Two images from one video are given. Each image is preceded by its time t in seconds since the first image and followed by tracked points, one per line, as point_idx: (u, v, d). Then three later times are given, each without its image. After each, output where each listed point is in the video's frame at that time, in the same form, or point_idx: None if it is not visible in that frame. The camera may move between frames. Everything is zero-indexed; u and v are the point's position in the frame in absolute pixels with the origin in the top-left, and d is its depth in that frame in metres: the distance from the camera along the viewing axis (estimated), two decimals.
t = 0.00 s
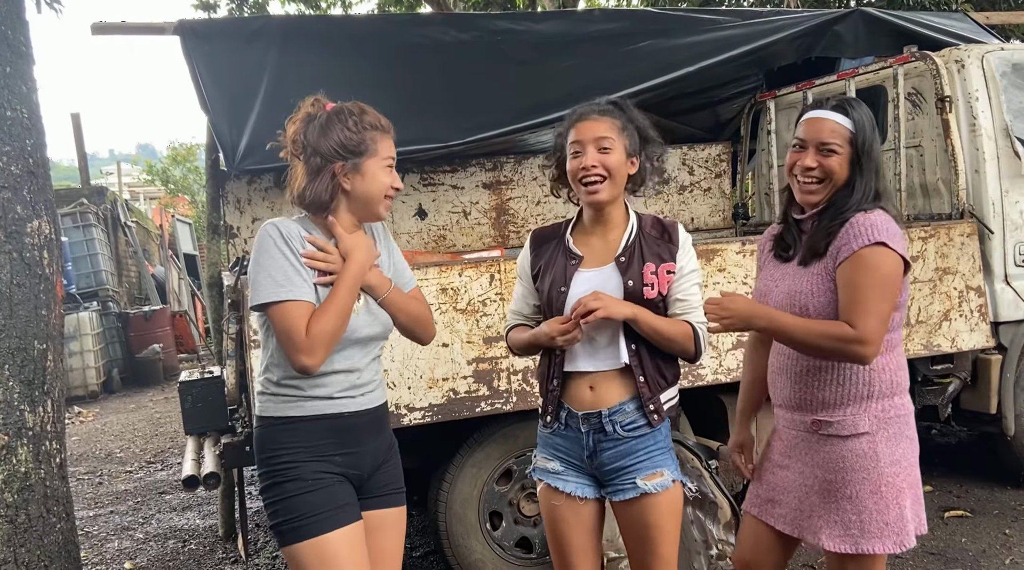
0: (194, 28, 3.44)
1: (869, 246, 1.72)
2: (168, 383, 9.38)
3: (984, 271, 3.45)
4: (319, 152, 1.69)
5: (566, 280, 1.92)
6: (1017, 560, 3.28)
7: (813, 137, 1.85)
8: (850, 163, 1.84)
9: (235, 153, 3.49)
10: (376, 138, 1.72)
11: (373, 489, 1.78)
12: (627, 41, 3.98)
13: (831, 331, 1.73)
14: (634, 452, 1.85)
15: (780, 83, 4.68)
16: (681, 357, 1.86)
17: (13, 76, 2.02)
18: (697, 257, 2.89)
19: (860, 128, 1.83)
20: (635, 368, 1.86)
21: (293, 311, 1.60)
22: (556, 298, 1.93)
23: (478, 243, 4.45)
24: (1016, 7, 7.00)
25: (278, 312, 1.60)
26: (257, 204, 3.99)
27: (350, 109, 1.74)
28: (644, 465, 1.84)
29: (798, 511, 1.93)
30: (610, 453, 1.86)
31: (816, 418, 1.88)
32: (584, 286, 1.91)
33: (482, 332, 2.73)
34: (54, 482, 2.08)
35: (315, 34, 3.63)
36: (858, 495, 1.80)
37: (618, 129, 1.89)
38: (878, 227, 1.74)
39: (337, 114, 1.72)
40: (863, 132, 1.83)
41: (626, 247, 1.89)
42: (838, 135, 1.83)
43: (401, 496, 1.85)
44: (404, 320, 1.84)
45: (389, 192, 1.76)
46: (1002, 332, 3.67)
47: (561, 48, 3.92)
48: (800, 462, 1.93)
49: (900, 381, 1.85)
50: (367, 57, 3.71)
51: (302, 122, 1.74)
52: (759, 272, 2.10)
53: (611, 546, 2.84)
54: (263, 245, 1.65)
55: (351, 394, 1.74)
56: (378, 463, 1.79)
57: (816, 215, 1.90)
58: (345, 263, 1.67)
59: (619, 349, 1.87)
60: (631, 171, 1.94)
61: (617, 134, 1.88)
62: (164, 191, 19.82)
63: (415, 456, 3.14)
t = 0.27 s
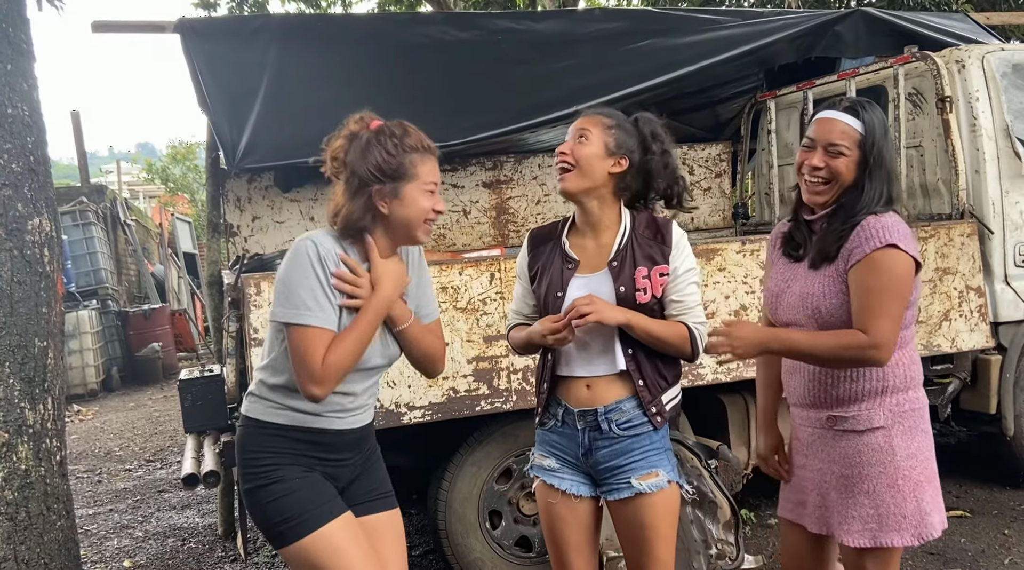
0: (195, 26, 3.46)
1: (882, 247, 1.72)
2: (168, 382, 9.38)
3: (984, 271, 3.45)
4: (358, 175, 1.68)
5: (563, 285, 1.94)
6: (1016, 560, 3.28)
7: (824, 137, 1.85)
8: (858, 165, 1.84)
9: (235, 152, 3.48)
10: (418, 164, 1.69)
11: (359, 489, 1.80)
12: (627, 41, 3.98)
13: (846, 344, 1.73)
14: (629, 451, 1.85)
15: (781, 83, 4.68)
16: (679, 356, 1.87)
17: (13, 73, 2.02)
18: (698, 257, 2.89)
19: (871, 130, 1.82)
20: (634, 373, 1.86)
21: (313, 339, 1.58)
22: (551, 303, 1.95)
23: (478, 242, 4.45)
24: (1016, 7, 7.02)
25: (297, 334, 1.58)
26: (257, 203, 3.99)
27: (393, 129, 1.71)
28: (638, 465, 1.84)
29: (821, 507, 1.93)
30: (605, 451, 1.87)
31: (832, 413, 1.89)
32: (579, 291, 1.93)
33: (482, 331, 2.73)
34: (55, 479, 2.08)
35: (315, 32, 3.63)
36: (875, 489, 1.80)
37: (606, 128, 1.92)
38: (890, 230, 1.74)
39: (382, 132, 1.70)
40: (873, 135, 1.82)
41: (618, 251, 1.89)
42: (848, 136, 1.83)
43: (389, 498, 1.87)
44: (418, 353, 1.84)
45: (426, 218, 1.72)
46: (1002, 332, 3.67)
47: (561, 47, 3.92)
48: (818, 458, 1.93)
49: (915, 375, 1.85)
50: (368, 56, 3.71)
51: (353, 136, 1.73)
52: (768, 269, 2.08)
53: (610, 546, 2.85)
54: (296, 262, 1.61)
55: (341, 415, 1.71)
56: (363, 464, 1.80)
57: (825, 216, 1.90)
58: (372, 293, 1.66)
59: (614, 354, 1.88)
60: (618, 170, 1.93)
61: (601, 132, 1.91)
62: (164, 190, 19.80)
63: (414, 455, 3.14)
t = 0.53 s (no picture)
0: (195, 24, 3.46)
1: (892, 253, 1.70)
2: (167, 380, 9.38)
3: (984, 271, 3.45)
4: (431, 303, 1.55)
5: (561, 279, 1.95)
6: (1015, 560, 3.29)
7: (831, 141, 1.88)
8: (863, 168, 1.85)
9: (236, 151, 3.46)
10: (491, 313, 1.55)
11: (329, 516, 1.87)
12: (627, 40, 3.99)
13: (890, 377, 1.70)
14: (629, 450, 1.86)
15: (781, 83, 4.68)
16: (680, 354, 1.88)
17: (14, 71, 2.02)
18: (697, 256, 2.89)
19: (875, 133, 1.83)
20: (630, 368, 1.87)
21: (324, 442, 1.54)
22: (551, 296, 1.96)
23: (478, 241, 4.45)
24: (1016, 8, 7.03)
25: (307, 434, 1.53)
26: (258, 201, 3.99)
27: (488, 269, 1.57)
28: (638, 463, 1.85)
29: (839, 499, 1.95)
30: (605, 450, 1.87)
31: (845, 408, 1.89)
32: (578, 285, 1.93)
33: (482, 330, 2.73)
34: (54, 477, 2.08)
35: (315, 31, 3.63)
36: (887, 483, 1.81)
37: (618, 128, 1.92)
38: (900, 235, 1.72)
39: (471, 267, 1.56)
40: (877, 139, 1.83)
41: (619, 244, 1.90)
42: (852, 139, 1.85)
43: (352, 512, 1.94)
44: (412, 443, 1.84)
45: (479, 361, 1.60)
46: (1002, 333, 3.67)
47: (561, 47, 3.93)
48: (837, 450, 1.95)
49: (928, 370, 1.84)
50: (368, 55, 3.71)
51: (445, 259, 1.58)
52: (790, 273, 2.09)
53: (609, 545, 2.85)
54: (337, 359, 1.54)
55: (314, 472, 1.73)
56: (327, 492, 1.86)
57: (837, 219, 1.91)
58: (392, 409, 1.60)
59: (613, 349, 1.88)
60: (627, 173, 1.95)
61: (615, 132, 1.91)
62: (163, 188, 19.79)
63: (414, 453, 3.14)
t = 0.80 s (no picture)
0: (195, 23, 3.46)
1: (912, 251, 1.75)
2: (166, 380, 9.38)
3: (984, 272, 3.45)
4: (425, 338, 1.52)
5: (578, 275, 1.93)
6: (1014, 561, 3.29)
7: (837, 142, 1.95)
8: (868, 166, 1.91)
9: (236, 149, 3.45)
10: (478, 349, 1.52)
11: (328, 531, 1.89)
12: (627, 40, 3.98)
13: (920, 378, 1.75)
14: (641, 447, 1.86)
15: (781, 83, 4.68)
16: (689, 356, 1.90)
17: (14, 69, 2.02)
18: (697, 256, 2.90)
19: (879, 131, 1.89)
20: (646, 367, 1.88)
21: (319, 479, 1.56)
22: (567, 293, 1.93)
23: (478, 241, 4.45)
24: (1016, 9, 7.03)
25: (299, 468, 1.55)
26: (257, 200, 3.99)
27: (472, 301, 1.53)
28: (650, 460, 1.85)
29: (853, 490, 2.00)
30: (617, 448, 1.87)
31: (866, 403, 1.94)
32: (596, 283, 1.92)
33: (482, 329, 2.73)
34: (54, 475, 2.08)
35: (316, 30, 3.63)
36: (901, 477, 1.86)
37: (633, 133, 1.89)
38: (919, 231, 1.77)
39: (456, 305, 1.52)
40: (877, 137, 1.89)
41: (638, 245, 1.90)
42: (856, 140, 1.91)
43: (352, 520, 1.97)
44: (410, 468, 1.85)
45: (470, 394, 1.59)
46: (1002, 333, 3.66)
47: (561, 46, 3.92)
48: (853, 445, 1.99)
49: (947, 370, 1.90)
50: (368, 55, 3.71)
51: (442, 291, 1.57)
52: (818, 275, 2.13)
53: (610, 545, 2.82)
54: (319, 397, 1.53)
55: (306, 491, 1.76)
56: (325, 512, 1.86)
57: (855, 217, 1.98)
58: (384, 440, 1.61)
59: (629, 348, 1.89)
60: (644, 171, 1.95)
61: (632, 137, 1.89)
62: (162, 187, 19.76)
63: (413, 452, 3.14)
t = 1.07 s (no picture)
0: (195, 22, 3.46)
1: (916, 243, 1.76)
2: (165, 379, 9.38)
3: (983, 273, 3.45)
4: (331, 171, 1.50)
5: (600, 273, 1.92)
6: (1013, 562, 3.29)
7: (847, 140, 1.98)
8: (881, 162, 1.94)
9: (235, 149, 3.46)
10: (385, 150, 1.49)
11: (339, 503, 1.70)
12: (627, 40, 3.98)
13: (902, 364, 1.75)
14: (656, 446, 1.86)
15: (781, 83, 4.68)
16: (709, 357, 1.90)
17: (13, 68, 2.01)
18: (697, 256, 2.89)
19: (889, 129, 1.92)
20: (667, 366, 1.88)
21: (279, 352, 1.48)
22: (589, 291, 1.92)
23: (477, 241, 4.44)
24: (1016, 10, 7.04)
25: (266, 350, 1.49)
26: (256, 200, 3.99)
27: (369, 116, 1.52)
28: (664, 460, 1.85)
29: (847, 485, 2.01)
30: (631, 447, 1.87)
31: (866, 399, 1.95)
32: (618, 281, 1.91)
33: (481, 329, 2.73)
34: (53, 475, 2.08)
35: (316, 30, 3.63)
36: (900, 472, 1.87)
37: (640, 135, 1.87)
38: (923, 225, 1.77)
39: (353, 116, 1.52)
40: (890, 134, 1.92)
41: (661, 245, 1.90)
42: (866, 137, 1.94)
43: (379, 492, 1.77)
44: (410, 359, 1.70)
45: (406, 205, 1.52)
46: (1001, 334, 3.67)
47: (561, 46, 3.92)
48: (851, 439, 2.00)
49: (948, 367, 1.91)
50: (368, 54, 3.71)
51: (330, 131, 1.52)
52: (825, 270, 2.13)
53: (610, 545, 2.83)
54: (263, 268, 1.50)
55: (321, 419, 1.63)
56: (345, 468, 1.70)
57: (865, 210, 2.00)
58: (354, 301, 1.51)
59: (652, 348, 1.89)
60: (660, 171, 1.93)
61: (640, 140, 1.87)
62: (161, 186, 19.75)
63: (412, 452, 3.14)
